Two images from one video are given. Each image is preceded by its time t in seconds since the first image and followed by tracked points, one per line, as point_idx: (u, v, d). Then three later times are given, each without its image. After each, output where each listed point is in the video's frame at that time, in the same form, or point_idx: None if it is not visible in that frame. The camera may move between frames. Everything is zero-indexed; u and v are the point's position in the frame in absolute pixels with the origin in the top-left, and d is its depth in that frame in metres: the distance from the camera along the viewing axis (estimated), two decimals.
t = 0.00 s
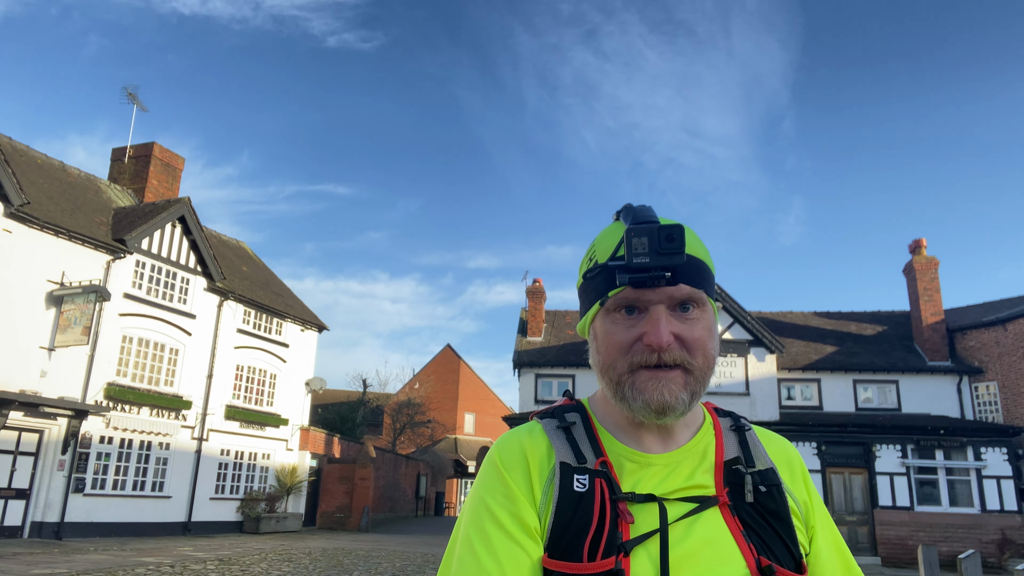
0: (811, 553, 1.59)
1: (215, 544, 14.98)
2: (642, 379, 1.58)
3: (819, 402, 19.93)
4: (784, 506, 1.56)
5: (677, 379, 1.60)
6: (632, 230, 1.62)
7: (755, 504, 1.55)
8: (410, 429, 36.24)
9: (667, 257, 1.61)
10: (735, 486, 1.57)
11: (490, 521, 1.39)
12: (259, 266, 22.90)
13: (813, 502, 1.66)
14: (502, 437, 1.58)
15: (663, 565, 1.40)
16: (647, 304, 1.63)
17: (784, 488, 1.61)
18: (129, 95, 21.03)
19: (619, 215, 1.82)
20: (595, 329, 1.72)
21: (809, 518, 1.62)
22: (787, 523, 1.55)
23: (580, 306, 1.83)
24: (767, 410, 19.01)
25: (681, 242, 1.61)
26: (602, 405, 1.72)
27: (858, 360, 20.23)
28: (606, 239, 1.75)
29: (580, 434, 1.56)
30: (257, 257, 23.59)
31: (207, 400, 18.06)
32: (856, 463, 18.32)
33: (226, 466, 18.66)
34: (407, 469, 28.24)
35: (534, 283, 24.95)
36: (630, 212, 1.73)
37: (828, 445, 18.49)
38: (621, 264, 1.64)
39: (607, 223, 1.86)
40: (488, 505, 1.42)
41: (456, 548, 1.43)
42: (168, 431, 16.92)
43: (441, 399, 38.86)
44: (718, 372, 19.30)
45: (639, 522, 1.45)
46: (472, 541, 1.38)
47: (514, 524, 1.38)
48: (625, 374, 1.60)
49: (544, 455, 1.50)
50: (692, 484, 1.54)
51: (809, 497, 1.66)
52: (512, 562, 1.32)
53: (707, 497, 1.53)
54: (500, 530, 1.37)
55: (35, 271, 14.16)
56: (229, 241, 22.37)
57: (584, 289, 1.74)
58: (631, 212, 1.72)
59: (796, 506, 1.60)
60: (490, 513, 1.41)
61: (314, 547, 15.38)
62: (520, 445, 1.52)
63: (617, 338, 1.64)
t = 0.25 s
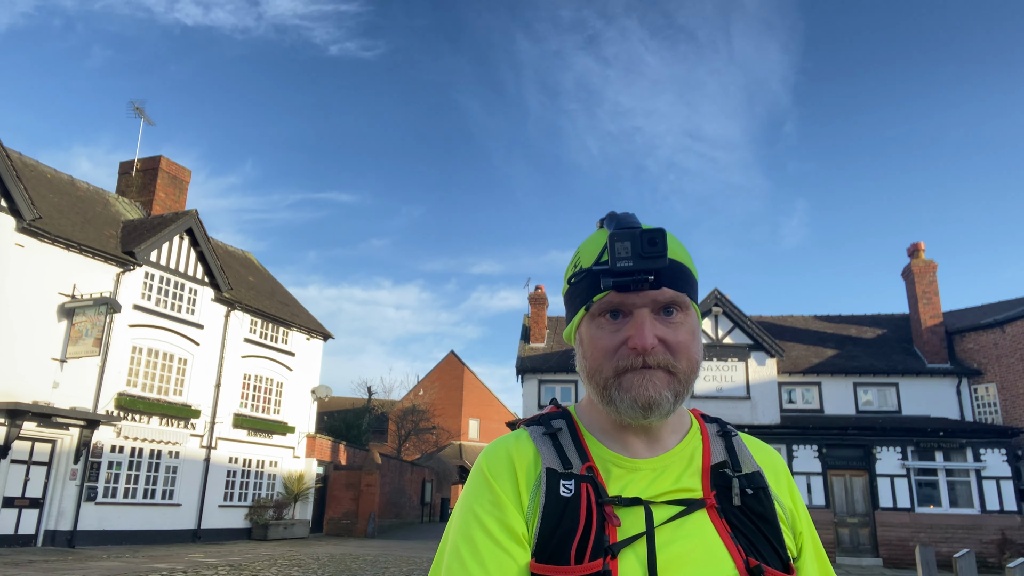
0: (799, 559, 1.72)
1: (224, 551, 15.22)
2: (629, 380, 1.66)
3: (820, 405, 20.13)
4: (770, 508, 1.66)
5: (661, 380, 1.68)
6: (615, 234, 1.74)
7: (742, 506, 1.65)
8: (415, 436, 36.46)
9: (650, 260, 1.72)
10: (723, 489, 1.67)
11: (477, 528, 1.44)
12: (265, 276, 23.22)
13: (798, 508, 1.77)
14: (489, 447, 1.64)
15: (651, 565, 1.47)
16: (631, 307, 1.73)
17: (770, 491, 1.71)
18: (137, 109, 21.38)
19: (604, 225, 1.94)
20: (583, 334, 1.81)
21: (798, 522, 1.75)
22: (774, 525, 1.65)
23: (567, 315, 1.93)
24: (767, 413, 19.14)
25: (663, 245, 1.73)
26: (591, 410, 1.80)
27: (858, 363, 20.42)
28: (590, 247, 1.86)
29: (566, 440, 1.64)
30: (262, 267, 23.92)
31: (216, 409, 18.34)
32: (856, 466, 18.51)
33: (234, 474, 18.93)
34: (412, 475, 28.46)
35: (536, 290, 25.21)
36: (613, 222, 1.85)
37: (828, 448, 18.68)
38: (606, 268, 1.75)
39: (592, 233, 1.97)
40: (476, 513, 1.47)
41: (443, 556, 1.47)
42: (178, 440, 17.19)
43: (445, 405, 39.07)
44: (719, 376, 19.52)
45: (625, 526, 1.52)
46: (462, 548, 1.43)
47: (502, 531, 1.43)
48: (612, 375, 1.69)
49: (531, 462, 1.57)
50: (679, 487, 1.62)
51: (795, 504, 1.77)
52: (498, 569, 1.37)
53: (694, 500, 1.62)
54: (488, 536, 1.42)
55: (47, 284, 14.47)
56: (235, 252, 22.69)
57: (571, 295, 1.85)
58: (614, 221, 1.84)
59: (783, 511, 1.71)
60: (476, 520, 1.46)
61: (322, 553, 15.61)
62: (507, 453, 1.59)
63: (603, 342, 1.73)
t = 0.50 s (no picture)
0: (794, 546, 1.79)
1: (233, 557, 15.43)
2: (631, 367, 1.71)
3: (822, 408, 20.28)
4: (766, 494, 1.72)
5: (661, 365, 1.72)
6: (616, 221, 1.77)
7: (739, 491, 1.70)
8: (420, 441, 36.68)
9: (651, 246, 1.76)
10: (719, 474, 1.72)
11: (480, 504, 1.49)
12: (270, 283, 23.49)
13: (794, 497, 1.84)
14: (492, 427, 1.68)
15: (647, 545, 1.52)
16: (631, 293, 1.76)
17: (766, 476, 1.77)
18: (144, 121, 21.69)
19: (605, 211, 1.97)
20: (584, 320, 1.85)
21: (793, 511, 1.83)
22: (770, 511, 1.71)
23: (569, 301, 1.97)
24: (769, 416, 19.31)
25: (663, 231, 1.76)
26: (592, 396, 1.84)
27: (859, 366, 20.58)
28: (592, 234, 1.89)
29: (568, 423, 1.69)
30: (268, 275, 24.18)
31: (224, 417, 18.58)
32: (858, 468, 18.65)
33: (242, 480, 19.16)
34: (418, 480, 28.64)
35: (539, 296, 25.44)
36: (614, 207, 1.88)
37: (831, 451, 18.83)
38: (607, 255, 1.78)
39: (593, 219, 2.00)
40: (478, 489, 1.51)
41: (446, 529, 1.52)
42: (186, 447, 17.43)
43: (449, 410, 39.29)
44: (722, 380, 19.68)
45: (625, 506, 1.57)
46: (463, 523, 1.47)
47: (504, 507, 1.48)
48: (614, 362, 1.73)
49: (533, 441, 1.62)
50: (678, 471, 1.67)
51: (791, 493, 1.85)
52: (500, 545, 1.42)
53: (691, 484, 1.67)
54: (490, 513, 1.47)
55: (58, 295, 14.72)
56: (242, 260, 22.96)
57: (573, 282, 1.88)
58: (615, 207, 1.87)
59: (779, 496, 1.78)
60: (479, 496, 1.50)
61: (330, 558, 15.82)
62: (510, 432, 1.63)
63: (605, 329, 1.77)
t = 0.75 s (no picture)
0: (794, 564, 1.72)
1: (242, 561, 15.67)
2: (632, 390, 1.64)
3: (824, 411, 20.41)
4: (765, 514, 1.65)
5: (664, 389, 1.65)
6: (624, 244, 1.67)
7: (736, 510, 1.64)
8: (426, 445, 36.93)
9: (658, 271, 1.67)
10: (717, 494, 1.65)
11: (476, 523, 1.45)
12: (277, 290, 23.76)
13: (795, 512, 1.77)
14: (488, 441, 1.64)
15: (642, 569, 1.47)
16: (635, 316, 1.68)
17: (766, 495, 1.70)
18: (153, 130, 22.02)
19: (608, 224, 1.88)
20: (586, 338, 1.77)
21: (795, 531, 1.76)
22: (768, 531, 1.64)
23: (569, 315, 1.89)
24: (772, 419, 19.43)
25: (671, 256, 1.67)
26: (592, 413, 1.78)
27: (861, 369, 20.71)
28: (595, 249, 1.80)
29: (564, 439, 1.62)
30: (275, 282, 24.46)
31: (233, 422, 18.85)
32: (861, 471, 18.79)
33: (251, 485, 19.40)
34: (424, 484, 28.85)
35: (543, 301, 25.67)
36: (618, 222, 1.79)
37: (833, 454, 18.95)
38: (612, 277, 1.69)
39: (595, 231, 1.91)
40: (474, 509, 1.48)
41: (442, 549, 1.49)
42: (196, 452, 17.69)
43: (455, 415, 39.45)
44: (724, 384, 19.87)
45: (619, 528, 1.52)
46: (454, 546, 1.45)
47: (499, 527, 1.44)
48: (615, 385, 1.65)
49: (528, 460, 1.57)
50: (674, 491, 1.61)
51: (791, 510, 1.77)
52: (496, 565, 1.39)
53: (689, 504, 1.61)
54: (485, 533, 1.43)
55: (71, 304, 15.00)
56: (249, 268, 23.24)
57: (574, 299, 1.80)
58: (620, 223, 1.78)
59: (779, 515, 1.72)
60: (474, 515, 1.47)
61: (337, 562, 16.05)
62: (506, 450, 1.59)
63: (607, 350, 1.69)
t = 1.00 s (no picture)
0: None
1: (250, 561, 15.92)
2: (648, 414, 1.61)
3: (827, 414, 20.58)
4: (783, 527, 1.61)
5: (680, 412, 1.63)
6: (644, 271, 1.60)
7: (753, 523, 1.60)
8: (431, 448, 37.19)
9: (680, 300, 1.61)
10: (733, 506, 1.63)
11: (486, 538, 1.42)
12: (284, 294, 24.05)
13: (816, 527, 1.72)
14: (499, 455, 1.62)
15: None
16: (653, 341, 1.64)
17: (784, 508, 1.66)
18: (162, 138, 22.36)
19: (625, 235, 1.82)
20: (601, 355, 1.74)
21: (816, 544, 1.70)
22: (787, 545, 1.60)
23: (581, 326, 1.84)
24: (774, 422, 19.68)
25: (694, 285, 1.61)
26: (603, 424, 1.77)
27: (863, 372, 20.87)
28: (613, 265, 1.74)
29: (576, 452, 1.61)
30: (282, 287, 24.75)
31: (241, 425, 19.12)
32: (862, 473, 18.94)
33: (258, 487, 19.65)
34: (429, 487, 29.07)
35: (547, 305, 25.92)
36: (637, 238, 1.73)
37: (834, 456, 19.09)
38: (631, 304, 1.63)
39: (612, 240, 1.85)
40: (483, 522, 1.46)
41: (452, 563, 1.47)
42: (205, 455, 17.96)
43: (459, 418, 39.51)
44: (727, 387, 20.04)
45: (631, 540, 1.49)
46: (463, 561, 1.42)
47: (510, 543, 1.41)
48: (630, 408, 1.63)
49: (539, 474, 1.55)
50: (688, 503, 1.58)
51: (812, 524, 1.72)
52: None
53: (703, 516, 1.58)
54: (496, 547, 1.41)
55: (82, 309, 15.29)
56: (256, 272, 23.53)
57: (590, 315, 1.75)
58: (639, 240, 1.71)
59: (798, 530, 1.66)
60: (485, 528, 1.45)
61: (344, 562, 16.30)
62: (516, 462, 1.57)
63: (624, 373, 1.66)
